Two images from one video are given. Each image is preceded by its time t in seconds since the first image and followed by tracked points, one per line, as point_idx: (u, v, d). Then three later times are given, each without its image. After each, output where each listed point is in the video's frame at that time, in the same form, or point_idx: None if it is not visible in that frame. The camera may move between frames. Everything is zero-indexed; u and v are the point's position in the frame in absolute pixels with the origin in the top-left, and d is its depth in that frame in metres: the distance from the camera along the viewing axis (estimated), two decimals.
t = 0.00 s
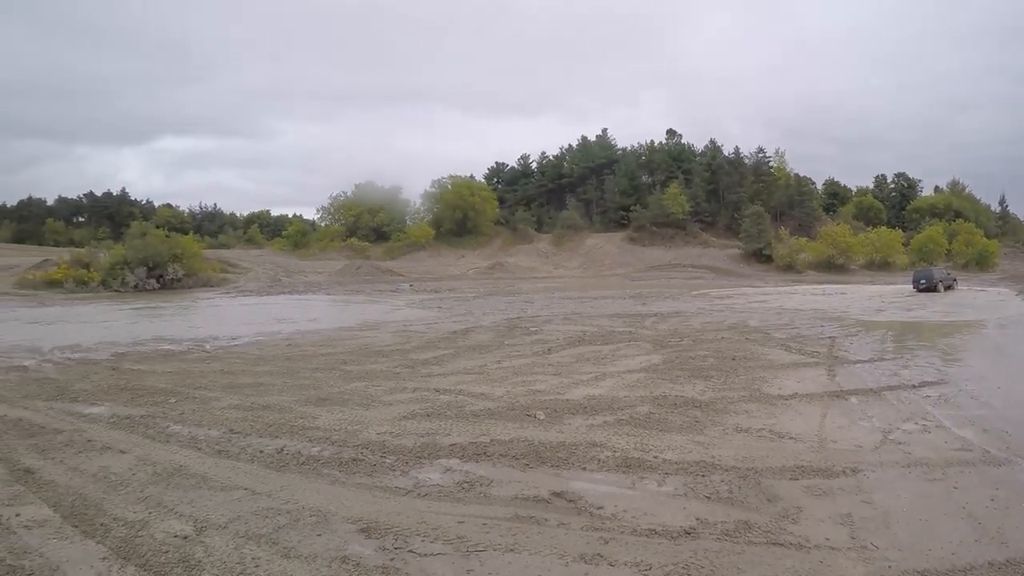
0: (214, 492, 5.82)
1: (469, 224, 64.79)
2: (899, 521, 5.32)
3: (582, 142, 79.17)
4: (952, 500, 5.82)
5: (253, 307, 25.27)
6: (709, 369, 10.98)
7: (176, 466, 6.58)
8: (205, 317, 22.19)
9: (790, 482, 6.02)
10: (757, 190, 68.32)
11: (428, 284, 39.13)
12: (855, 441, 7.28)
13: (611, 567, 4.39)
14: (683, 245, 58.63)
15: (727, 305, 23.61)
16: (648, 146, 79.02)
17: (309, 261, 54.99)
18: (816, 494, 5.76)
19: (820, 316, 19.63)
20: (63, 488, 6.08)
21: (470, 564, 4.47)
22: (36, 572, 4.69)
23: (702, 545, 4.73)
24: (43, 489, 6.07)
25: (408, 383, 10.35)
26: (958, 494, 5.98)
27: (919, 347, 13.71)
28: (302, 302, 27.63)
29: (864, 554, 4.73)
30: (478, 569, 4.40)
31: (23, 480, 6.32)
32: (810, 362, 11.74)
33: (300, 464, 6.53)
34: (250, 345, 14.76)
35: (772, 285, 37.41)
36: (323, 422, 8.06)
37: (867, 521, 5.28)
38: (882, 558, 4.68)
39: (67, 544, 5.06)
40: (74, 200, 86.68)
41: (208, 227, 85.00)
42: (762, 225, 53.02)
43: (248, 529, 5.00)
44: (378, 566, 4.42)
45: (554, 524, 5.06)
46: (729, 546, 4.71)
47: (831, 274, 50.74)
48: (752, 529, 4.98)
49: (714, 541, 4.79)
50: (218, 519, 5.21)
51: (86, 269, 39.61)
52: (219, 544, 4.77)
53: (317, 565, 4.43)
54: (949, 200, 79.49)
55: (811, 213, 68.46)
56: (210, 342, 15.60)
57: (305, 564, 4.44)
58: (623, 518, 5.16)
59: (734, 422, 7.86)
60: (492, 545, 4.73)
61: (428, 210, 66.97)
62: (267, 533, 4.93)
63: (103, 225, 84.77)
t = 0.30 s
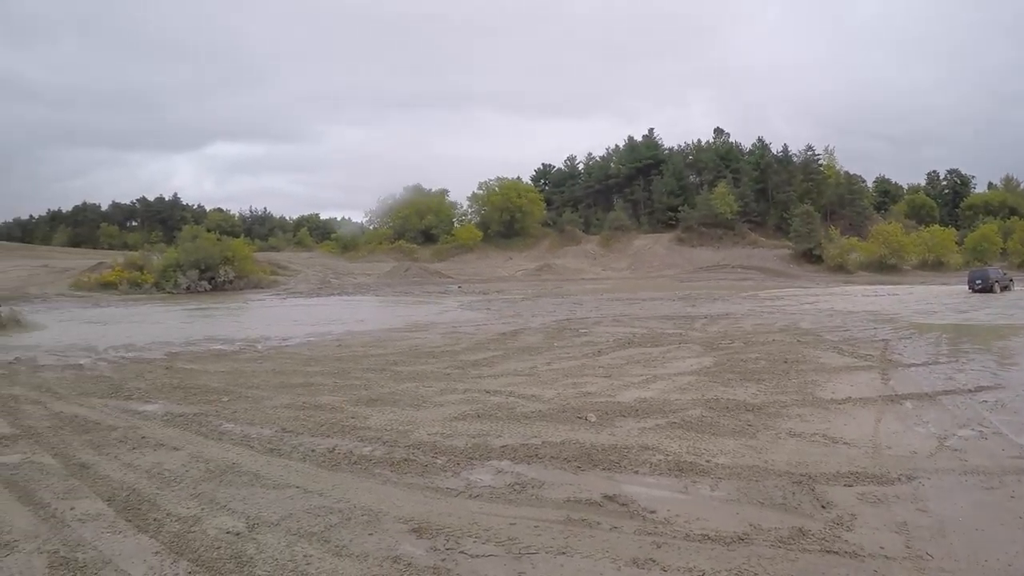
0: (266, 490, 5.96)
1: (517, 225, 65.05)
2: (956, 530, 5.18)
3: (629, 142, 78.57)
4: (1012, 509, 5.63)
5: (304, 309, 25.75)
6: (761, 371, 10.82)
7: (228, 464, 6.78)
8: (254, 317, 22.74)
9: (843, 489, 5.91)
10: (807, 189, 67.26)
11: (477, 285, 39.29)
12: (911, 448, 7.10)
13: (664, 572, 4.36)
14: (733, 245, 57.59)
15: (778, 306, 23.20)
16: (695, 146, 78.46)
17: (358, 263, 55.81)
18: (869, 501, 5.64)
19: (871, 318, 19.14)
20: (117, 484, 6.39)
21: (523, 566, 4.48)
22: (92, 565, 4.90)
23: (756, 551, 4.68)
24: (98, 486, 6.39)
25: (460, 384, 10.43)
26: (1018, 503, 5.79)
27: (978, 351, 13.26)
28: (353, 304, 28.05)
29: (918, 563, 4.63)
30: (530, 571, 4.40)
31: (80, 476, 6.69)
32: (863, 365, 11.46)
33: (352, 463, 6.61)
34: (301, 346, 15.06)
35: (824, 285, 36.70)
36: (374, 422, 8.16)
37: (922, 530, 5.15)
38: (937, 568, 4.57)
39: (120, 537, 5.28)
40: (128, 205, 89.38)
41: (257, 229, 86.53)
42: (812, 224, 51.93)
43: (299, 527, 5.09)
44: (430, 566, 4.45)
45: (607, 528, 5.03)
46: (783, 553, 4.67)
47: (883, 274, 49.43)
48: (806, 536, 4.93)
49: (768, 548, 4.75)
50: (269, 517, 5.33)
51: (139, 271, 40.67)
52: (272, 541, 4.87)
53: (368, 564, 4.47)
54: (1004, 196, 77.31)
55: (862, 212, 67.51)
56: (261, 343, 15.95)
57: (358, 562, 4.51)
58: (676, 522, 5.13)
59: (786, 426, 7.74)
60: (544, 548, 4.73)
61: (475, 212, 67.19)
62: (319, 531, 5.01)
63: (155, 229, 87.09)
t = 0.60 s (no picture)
0: (312, 484, 6.08)
1: (559, 224, 64.75)
2: (1007, 538, 5.05)
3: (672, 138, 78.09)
4: None
5: (348, 305, 26.07)
6: (806, 372, 10.64)
7: (273, 457, 6.92)
8: (298, 313, 23.16)
9: (890, 493, 5.82)
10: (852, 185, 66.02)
11: (519, 283, 39.25)
12: (960, 453, 6.94)
13: None
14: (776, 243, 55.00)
15: (825, 305, 22.68)
16: (739, 141, 77.66)
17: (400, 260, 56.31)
18: (916, 507, 5.54)
19: (918, 318, 18.58)
20: (164, 474, 6.57)
21: (567, 565, 4.50)
22: (137, 553, 5.03)
23: (802, 556, 4.68)
24: (144, 476, 6.57)
25: (504, 381, 10.49)
26: None
27: None
28: (396, 300, 28.40)
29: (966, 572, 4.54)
30: (574, 570, 4.42)
31: (128, 466, 6.88)
32: (910, 367, 11.16)
33: (396, 458, 6.69)
34: (345, 342, 15.31)
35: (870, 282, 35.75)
36: (418, 418, 8.24)
37: (970, 537, 5.05)
38: None
39: (166, 526, 5.42)
40: (175, 204, 91.56)
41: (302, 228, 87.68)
42: (858, 222, 48.39)
43: (344, 521, 5.19)
44: (473, 563, 4.50)
45: (652, 528, 5.04)
46: (828, 558, 4.66)
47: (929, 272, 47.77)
48: (852, 543, 4.90)
49: (814, 552, 4.74)
50: (314, 510, 5.46)
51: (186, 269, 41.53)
52: (318, 536, 4.97)
53: (412, 559, 4.55)
54: None
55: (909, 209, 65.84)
56: (306, 338, 16.24)
57: (402, 557, 4.60)
58: (721, 524, 5.13)
59: (833, 428, 7.63)
60: (589, 547, 4.74)
61: (517, 210, 67.22)
62: (363, 526, 5.10)
63: (201, 227, 88.93)
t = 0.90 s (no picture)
0: (362, 474, 6.22)
1: (606, 219, 64.49)
2: None
3: (720, 133, 78.25)
4: None
5: (395, 299, 26.41)
6: (857, 372, 10.44)
7: (323, 446, 7.08)
8: (345, 307, 23.59)
9: (942, 499, 5.70)
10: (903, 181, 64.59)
11: (564, 279, 39.22)
12: (1020, 460, 6.71)
13: None
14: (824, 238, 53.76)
15: (879, 304, 22.03)
16: (788, 136, 76.88)
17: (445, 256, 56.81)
18: (969, 513, 5.42)
19: (973, 319, 17.90)
20: (214, 462, 6.76)
21: (615, 562, 4.53)
22: (188, 538, 5.18)
23: (850, 560, 4.65)
24: (195, 463, 6.76)
25: (552, 376, 10.55)
26: None
27: None
28: (445, 295, 28.66)
29: None
30: (621, 568, 4.46)
31: (180, 453, 7.10)
32: (967, 369, 10.80)
33: (444, 451, 6.79)
34: (392, 336, 15.53)
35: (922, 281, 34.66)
36: (466, 412, 8.33)
37: None
38: None
39: (216, 513, 5.58)
40: (223, 199, 93.93)
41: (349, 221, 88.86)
42: (910, 217, 46.11)
43: (393, 513, 5.32)
44: (521, 557, 4.58)
45: (700, 527, 5.06)
46: (878, 563, 4.62)
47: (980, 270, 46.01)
48: (902, 548, 4.84)
49: (863, 557, 4.72)
50: (363, 500, 5.59)
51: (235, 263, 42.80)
52: (367, 527, 5.09)
53: (460, 552, 4.65)
54: None
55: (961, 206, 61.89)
56: (354, 332, 16.54)
57: (450, 549, 4.70)
58: (768, 526, 5.12)
59: (885, 430, 7.49)
60: (635, 544, 4.77)
61: (563, 206, 68.20)
62: (412, 517, 5.22)
63: (250, 222, 90.93)
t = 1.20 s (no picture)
0: (412, 472, 6.29)
1: (652, 219, 64.22)
2: None
3: (766, 130, 77.48)
4: None
5: (441, 299, 26.60)
6: (910, 376, 10.18)
7: (372, 444, 7.18)
8: (391, 306, 23.89)
9: (1002, 508, 5.52)
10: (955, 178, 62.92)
11: (610, 279, 39.03)
12: None
13: None
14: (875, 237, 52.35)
15: (936, 305, 21.33)
16: (836, 132, 75.67)
17: (490, 255, 57.06)
18: None
19: None
20: (265, 457, 6.90)
21: (666, 565, 4.51)
22: (238, 531, 5.29)
23: (906, 568, 4.56)
24: (245, 458, 6.91)
25: (601, 376, 10.53)
26: None
27: None
28: (493, 294, 28.82)
29: None
30: (672, 571, 4.44)
31: (231, 448, 7.27)
32: None
33: (493, 450, 6.83)
34: (439, 335, 15.68)
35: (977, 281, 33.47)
36: (515, 411, 8.36)
37: None
38: None
39: (265, 507, 5.70)
40: (272, 200, 95.90)
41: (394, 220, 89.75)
42: (962, 216, 44.48)
43: (442, 511, 5.38)
44: (571, 558, 4.58)
45: (752, 532, 5.01)
46: (934, 572, 4.51)
47: None
48: (957, 557, 4.72)
49: (917, 565, 4.61)
50: (412, 498, 5.67)
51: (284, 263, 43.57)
52: (417, 524, 5.16)
53: (510, 551, 4.68)
54: None
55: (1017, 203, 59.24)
56: (402, 330, 16.75)
57: (500, 549, 4.73)
58: (822, 531, 5.05)
59: (940, 436, 7.31)
60: (686, 548, 4.74)
61: (610, 205, 68.33)
62: (461, 516, 5.28)
63: (296, 222, 92.53)
